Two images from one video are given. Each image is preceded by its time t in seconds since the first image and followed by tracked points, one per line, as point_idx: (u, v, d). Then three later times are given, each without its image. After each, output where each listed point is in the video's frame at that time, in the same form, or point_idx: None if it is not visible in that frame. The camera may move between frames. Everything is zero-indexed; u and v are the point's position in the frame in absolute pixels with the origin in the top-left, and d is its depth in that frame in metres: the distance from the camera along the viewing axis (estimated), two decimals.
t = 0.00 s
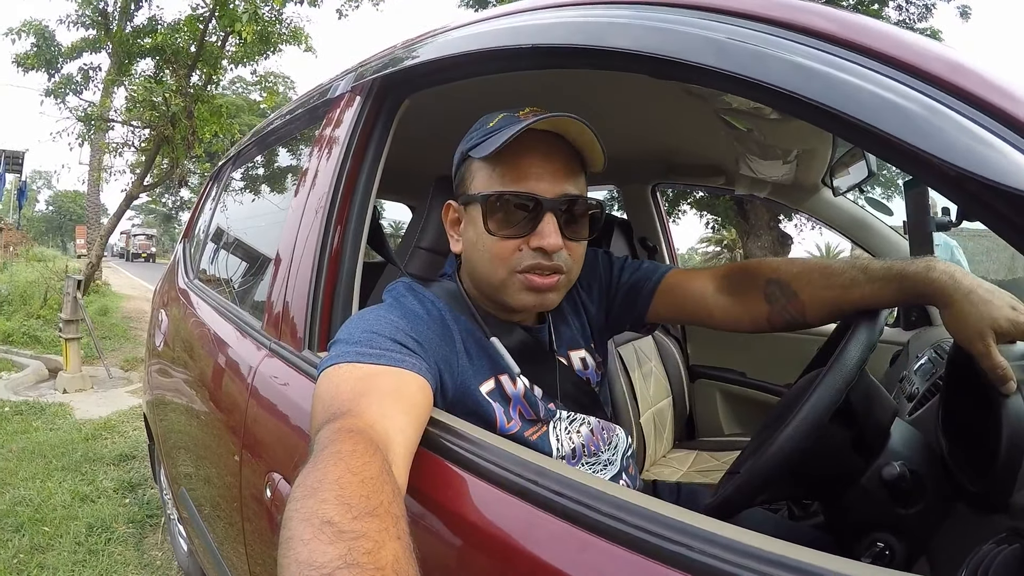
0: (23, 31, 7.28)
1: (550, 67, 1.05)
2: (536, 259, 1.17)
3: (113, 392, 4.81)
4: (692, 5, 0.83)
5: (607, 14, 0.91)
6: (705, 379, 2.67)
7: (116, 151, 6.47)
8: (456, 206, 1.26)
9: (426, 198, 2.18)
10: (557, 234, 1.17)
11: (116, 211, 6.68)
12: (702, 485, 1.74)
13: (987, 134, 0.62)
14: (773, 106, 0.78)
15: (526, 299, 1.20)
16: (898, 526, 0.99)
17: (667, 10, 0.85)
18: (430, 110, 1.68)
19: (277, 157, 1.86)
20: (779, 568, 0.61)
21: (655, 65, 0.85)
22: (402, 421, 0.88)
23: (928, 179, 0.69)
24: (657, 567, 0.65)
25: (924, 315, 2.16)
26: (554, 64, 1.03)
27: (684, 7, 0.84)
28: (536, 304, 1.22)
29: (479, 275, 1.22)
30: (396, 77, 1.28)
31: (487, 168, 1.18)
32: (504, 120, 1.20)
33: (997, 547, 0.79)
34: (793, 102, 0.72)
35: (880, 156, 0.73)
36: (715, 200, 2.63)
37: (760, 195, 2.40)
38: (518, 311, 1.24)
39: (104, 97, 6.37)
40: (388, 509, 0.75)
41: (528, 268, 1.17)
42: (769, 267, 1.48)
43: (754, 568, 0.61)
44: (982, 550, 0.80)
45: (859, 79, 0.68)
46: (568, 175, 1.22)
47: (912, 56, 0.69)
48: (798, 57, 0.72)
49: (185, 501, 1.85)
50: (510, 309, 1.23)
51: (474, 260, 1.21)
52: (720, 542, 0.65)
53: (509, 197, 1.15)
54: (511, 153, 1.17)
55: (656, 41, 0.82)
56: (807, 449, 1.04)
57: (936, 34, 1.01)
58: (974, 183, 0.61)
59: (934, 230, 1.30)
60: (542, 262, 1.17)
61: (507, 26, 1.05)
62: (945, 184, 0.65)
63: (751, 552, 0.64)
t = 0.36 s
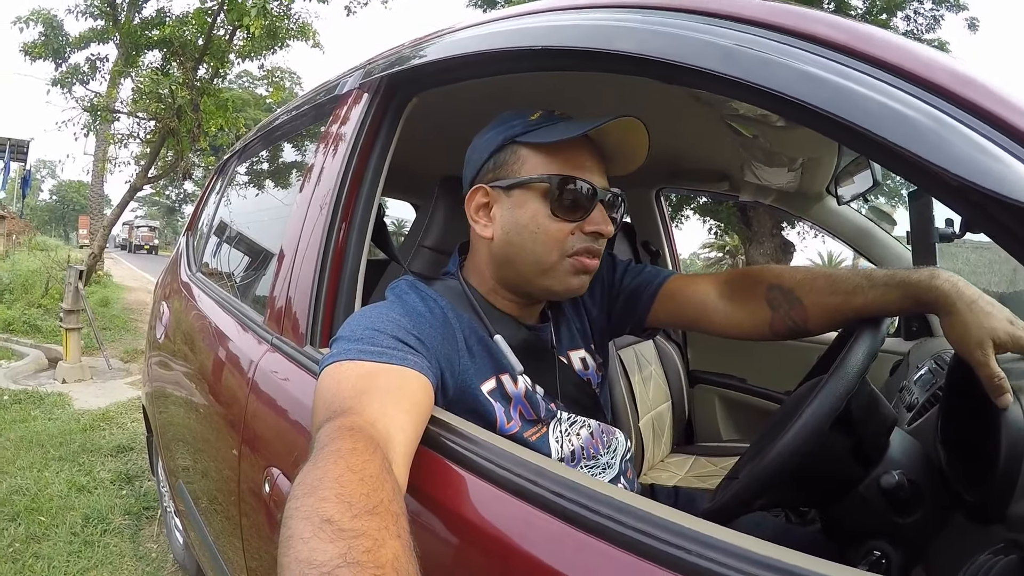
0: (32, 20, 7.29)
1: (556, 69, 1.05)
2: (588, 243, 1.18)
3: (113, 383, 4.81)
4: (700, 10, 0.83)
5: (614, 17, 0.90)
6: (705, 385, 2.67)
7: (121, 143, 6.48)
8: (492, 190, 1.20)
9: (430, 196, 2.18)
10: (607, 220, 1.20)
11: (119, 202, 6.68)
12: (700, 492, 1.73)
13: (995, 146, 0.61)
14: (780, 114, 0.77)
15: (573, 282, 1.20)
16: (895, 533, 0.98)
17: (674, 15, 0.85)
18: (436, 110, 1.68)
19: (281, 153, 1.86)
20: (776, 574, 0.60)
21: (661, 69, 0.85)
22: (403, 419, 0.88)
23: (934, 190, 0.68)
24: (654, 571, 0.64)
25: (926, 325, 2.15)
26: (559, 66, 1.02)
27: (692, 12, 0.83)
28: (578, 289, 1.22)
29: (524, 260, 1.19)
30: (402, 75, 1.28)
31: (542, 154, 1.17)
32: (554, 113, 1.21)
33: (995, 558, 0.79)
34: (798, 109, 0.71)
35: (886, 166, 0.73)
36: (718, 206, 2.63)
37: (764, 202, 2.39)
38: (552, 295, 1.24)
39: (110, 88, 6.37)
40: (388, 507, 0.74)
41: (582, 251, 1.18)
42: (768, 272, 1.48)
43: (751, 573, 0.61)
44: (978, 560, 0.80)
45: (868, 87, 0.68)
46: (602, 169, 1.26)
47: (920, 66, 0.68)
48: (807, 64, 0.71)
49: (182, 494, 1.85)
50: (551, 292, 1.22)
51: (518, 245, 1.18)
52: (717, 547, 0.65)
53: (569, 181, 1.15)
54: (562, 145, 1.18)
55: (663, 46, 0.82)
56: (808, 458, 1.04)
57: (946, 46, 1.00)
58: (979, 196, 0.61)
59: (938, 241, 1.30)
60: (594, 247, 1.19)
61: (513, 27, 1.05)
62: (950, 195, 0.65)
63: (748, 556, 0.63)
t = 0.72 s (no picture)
0: (25, 27, 7.29)
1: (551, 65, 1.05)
2: (528, 252, 1.18)
3: (115, 389, 4.82)
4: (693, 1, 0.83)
5: (609, 10, 0.90)
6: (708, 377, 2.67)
7: (118, 148, 6.48)
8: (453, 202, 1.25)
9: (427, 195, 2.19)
10: (548, 226, 1.17)
11: (118, 207, 6.69)
12: (704, 484, 1.74)
13: (991, 135, 0.61)
14: (775, 104, 0.77)
15: (521, 293, 1.20)
16: (899, 526, 0.98)
17: (668, 6, 0.85)
18: (432, 108, 1.68)
19: (278, 154, 1.87)
20: (781, 570, 0.61)
21: (655, 61, 0.85)
22: (403, 421, 0.88)
23: (932, 178, 0.68)
24: (658, 569, 0.65)
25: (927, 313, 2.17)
26: (555, 61, 1.02)
27: (685, 3, 0.83)
28: (531, 299, 1.22)
29: (475, 270, 1.22)
30: (398, 73, 1.28)
31: (484, 160, 1.18)
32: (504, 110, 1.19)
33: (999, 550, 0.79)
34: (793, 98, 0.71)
35: (882, 155, 0.73)
36: (717, 196, 2.65)
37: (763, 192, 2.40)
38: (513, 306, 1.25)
39: (106, 94, 6.37)
40: (387, 508, 0.75)
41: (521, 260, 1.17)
42: (767, 272, 1.48)
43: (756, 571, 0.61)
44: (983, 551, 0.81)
45: (864, 77, 0.68)
46: (560, 165, 1.21)
47: (915, 54, 0.68)
48: (802, 53, 0.71)
49: (187, 497, 1.86)
50: (507, 303, 1.24)
51: (468, 256, 1.22)
52: (720, 544, 0.65)
53: (501, 190, 1.16)
54: (501, 146, 1.17)
55: (657, 38, 0.82)
56: (808, 449, 1.04)
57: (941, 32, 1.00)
58: (977, 182, 0.61)
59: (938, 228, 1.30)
60: (534, 255, 1.17)
61: (508, 23, 1.05)
62: (948, 181, 0.65)
63: (751, 553, 0.64)
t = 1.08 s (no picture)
0: (34, 8, 7.27)
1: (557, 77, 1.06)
2: (595, 247, 1.23)
3: (101, 374, 4.78)
4: (703, 23, 0.84)
5: (617, 27, 0.91)
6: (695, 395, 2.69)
7: (119, 134, 6.45)
8: (486, 216, 1.19)
9: (427, 199, 2.19)
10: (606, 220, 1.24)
11: (115, 193, 6.65)
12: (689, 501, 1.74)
13: (992, 170, 0.62)
14: (777, 128, 0.78)
15: (586, 284, 1.25)
16: (881, 551, 0.99)
17: (678, 26, 0.85)
18: (437, 112, 1.69)
19: (279, 150, 1.87)
20: None
21: (660, 79, 0.86)
22: (397, 422, 0.88)
23: (928, 209, 0.69)
24: None
25: (918, 343, 2.19)
26: (561, 74, 1.03)
27: (695, 24, 0.84)
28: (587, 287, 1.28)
29: (544, 275, 1.20)
30: (407, 76, 1.29)
31: (546, 169, 1.16)
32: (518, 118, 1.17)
33: None
34: (796, 124, 0.73)
35: (881, 184, 0.74)
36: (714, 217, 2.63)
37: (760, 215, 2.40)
38: (543, 303, 1.28)
39: (111, 79, 6.35)
40: (382, 508, 0.75)
41: (592, 256, 1.22)
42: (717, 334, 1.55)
43: None
44: None
45: (869, 107, 0.69)
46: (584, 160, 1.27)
47: (919, 86, 0.69)
48: (806, 80, 0.73)
49: (169, 488, 1.84)
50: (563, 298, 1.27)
51: (515, 268, 1.20)
52: (708, 558, 0.66)
53: (580, 195, 1.16)
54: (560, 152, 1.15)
55: (662, 57, 0.83)
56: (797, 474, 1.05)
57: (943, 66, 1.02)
58: (973, 216, 0.62)
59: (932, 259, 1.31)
60: (601, 249, 1.24)
61: (516, 35, 1.06)
62: (945, 215, 0.66)
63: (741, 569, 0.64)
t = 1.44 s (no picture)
0: None
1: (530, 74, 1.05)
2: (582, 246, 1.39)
3: (69, 382, 4.65)
4: (675, 20, 0.84)
5: (586, 24, 0.92)
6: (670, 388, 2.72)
7: (81, 134, 6.27)
8: (538, 220, 1.24)
9: (400, 197, 2.17)
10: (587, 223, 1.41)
11: (78, 195, 6.46)
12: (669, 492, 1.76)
13: (963, 165, 0.64)
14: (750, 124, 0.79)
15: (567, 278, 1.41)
16: (862, 534, 1.02)
17: (650, 24, 0.86)
18: (409, 110, 1.67)
19: (245, 149, 1.83)
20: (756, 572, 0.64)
21: (632, 77, 0.86)
22: (378, 423, 0.87)
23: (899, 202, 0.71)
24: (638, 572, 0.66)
25: (885, 330, 2.24)
26: (533, 71, 1.02)
27: (667, 22, 0.85)
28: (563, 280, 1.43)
29: (555, 274, 1.32)
30: (377, 73, 1.27)
31: (569, 181, 1.27)
32: (551, 137, 1.24)
33: (957, 555, 0.82)
34: (769, 121, 0.73)
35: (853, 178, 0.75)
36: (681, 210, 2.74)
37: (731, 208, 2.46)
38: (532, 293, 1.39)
39: (71, 77, 6.16)
40: (361, 509, 0.74)
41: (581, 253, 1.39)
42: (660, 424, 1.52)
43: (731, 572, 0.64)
44: (943, 559, 0.84)
45: (838, 102, 0.70)
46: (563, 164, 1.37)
47: (886, 82, 0.71)
48: (775, 75, 0.74)
49: (144, 496, 1.80)
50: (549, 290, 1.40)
51: (550, 267, 1.29)
52: (701, 549, 0.67)
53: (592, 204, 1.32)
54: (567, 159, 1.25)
55: (631, 53, 0.84)
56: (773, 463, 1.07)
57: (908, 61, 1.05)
58: (945, 210, 0.63)
59: (899, 249, 1.35)
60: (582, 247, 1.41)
61: (486, 31, 1.06)
62: (918, 208, 0.67)
63: (731, 559, 0.66)
